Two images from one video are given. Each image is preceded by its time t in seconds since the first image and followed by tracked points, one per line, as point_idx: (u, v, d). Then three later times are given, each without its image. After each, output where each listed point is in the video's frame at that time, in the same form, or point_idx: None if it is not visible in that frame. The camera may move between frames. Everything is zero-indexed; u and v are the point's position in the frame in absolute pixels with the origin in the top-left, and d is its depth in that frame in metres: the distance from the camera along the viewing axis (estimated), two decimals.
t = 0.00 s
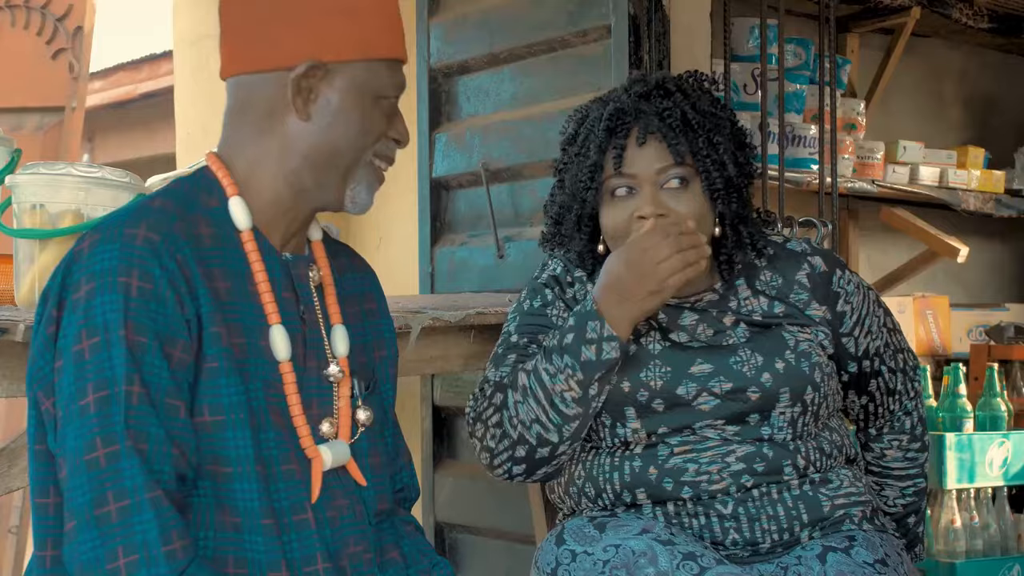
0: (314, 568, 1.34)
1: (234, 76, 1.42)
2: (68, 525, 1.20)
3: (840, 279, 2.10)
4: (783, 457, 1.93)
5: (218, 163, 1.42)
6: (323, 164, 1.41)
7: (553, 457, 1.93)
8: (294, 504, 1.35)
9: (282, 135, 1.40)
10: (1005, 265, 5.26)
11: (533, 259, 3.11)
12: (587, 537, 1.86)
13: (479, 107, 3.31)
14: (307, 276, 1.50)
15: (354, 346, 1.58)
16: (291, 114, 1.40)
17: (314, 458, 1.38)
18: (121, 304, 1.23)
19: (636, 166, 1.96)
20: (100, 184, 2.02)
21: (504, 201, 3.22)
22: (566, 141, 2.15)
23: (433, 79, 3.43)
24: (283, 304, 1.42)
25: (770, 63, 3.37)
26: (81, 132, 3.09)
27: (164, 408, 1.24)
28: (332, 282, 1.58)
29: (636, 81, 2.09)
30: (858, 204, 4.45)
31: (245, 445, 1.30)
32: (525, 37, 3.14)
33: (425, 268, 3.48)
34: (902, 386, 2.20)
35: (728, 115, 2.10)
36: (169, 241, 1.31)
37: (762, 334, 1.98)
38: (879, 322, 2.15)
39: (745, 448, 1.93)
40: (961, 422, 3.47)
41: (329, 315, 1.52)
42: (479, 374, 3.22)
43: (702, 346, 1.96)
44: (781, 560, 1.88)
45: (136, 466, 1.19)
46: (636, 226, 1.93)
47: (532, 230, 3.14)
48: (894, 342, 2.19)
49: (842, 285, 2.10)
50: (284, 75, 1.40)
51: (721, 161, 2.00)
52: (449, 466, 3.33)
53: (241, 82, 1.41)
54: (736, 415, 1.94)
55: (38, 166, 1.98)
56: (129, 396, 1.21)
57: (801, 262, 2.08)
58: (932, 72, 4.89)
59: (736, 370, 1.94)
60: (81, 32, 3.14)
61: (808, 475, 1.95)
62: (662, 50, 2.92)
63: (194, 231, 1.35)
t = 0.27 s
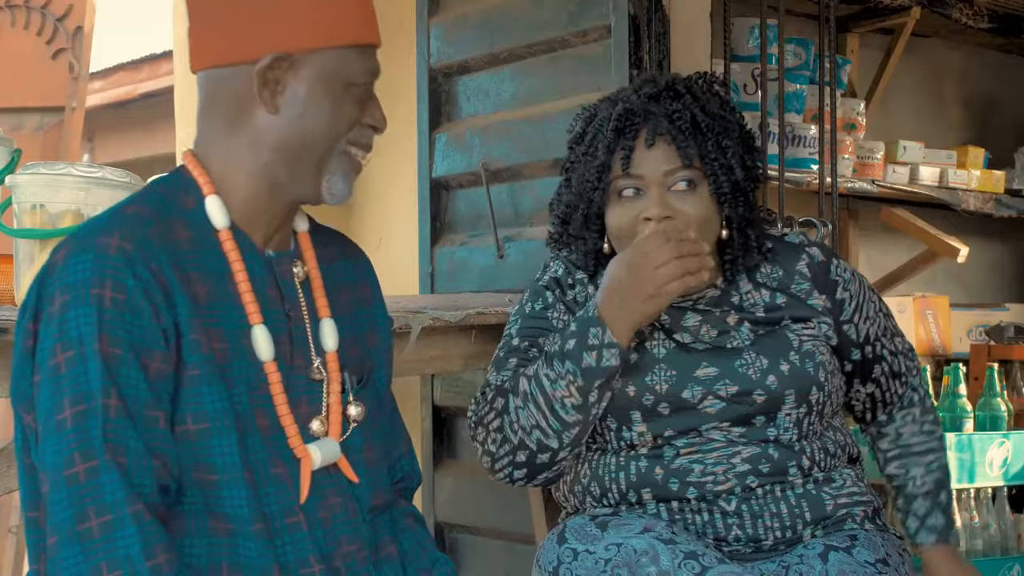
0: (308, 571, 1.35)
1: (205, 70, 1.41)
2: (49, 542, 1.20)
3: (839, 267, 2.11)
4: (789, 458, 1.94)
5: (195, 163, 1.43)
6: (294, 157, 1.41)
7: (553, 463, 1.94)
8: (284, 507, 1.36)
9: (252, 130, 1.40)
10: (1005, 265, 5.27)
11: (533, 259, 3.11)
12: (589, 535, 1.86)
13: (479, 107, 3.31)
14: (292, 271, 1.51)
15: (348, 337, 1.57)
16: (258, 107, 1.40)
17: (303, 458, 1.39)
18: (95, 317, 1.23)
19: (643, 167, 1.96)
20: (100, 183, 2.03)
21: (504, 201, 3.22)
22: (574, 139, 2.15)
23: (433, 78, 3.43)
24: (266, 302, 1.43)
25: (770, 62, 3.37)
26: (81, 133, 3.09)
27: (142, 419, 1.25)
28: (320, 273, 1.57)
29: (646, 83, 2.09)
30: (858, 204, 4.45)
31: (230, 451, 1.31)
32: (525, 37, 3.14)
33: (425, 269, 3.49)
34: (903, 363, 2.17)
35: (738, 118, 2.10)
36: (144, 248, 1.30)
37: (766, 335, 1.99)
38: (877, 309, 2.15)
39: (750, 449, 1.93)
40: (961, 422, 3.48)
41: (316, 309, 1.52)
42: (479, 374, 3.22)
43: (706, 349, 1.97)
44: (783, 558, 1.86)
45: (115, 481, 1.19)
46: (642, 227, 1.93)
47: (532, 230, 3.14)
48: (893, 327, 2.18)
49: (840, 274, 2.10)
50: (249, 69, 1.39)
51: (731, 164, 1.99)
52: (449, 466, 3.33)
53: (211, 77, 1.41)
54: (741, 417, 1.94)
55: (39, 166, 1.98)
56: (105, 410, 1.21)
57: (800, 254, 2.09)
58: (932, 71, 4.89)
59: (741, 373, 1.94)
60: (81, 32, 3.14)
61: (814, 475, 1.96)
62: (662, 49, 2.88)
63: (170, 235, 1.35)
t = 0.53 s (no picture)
0: (304, 570, 1.36)
1: (179, 67, 1.41)
2: (47, 550, 1.22)
3: (838, 266, 2.12)
4: (788, 457, 1.94)
5: (173, 163, 1.43)
6: (269, 155, 1.41)
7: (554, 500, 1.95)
8: (276, 507, 1.37)
9: (226, 129, 1.40)
10: (1005, 265, 5.27)
11: (533, 259, 3.10)
12: (588, 537, 1.86)
13: (479, 107, 3.31)
14: (277, 270, 1.49)
15: (340, 334, 1.57)
16: (231, 107, 1.40)
17: (292, 457, 1.39)
18: (77, 326, 1.24)
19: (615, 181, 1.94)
20: (100, 184, 2.02)
21: (504, 201, 3.22)
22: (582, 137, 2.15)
23: (433, 78, 3.43)
24: (249, 302, 1.42)
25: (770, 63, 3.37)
26: (81, 134, 3.05)
27: (132, 425, 1.26)
28: (307, 269, 1.56)
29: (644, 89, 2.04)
30: (858, 204, 4.45)
31: (219, 454, 1.32)
32: (525, 37, 3.14)
33: (424, 269, 3.48)
34: (909, 356, 2.17)
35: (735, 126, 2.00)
36: (122, 254, 1.30)
37: (764, 337, 1.99)
38: (881, 307, 2.15)
39: (750, 448, 1.93)
40: (961, 422, 3.48)
41: (303, 305, 1.50)
42: (479, 374, 3.23)
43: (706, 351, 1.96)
44: (782, 558, 1.87)
45: (109, 487, 1.21)
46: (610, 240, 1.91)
47: (532, 231, 3.14)
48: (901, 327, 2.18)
49: (839, 273, 2.12)
50: (217, 68, 1.39)
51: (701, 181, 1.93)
52: (449, 466, 3.33)
53: (185, 76, 1.41)
54: (740, 417, 1.94)
55: (39, 166, 1.98)
56: (94, 418, 1.22)
57: (797, 254, 2.11)
58: (932, 71, 4.89)
59: (740, 374, 1.94)
60: (81, 31, 3.17)
61: (813, 474, 1.96)
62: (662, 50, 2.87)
63: (152, 238, 1.35)
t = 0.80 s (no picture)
0: (301, 566, 1.36)
1: (169, 67, 1.42)
2: (40, 549, 1.21)
3: (826, 278, 2.05)
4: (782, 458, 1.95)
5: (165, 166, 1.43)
6: (258, 154, 1.41)
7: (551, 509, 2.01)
8: (271, 503, 1.37)
9: (215, 129, 1.40)
10: (1005, 265, 5.27)
11: (533, 259, 3.10)
12: (583, 539, 1.83)
13: (479, 107, 3.31)
14: (268, 268, 1.50)
15: (333, 333, 1.57)
16: (218, 107, 1.40)
17: (284, 454, 1.39)
18: (65, 325, 1.24)
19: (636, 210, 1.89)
20: (100, 184, 2.02)
21: (504, 201, 3.22)
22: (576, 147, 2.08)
23: (434, 78, 3.43)
24: (241, 301, 1.42)
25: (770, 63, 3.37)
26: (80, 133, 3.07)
27: (122, 423, 1.25)
28: (300, 268, 1.56)
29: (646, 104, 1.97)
30: (858, 204, 4.45)
31: (210, 452, 1.31)
32: (525, 37, 3.14)
33: (424, 269, 3.48)
34: (887, 388, 1.98)
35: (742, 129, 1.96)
36: (111, 253, 1.30)
37: (758, 338, 1.98)
38: (869, 326, 2.01)
39: (745, 449, 1.94)
40: (961, 422, 3.48)
41: (295, 304, 1.51)
42: (479, 374, 3.23)
43: (700, 352, 1.97)
44: (777, 558, 1.85)
45: (99, 484, 1.19)
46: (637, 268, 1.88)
47: (532, 230, 3.14)
48: (896, 356, 2.00)
49: (827, 284, 2.04)
50: (205, 68, 1.40)
51: (719, 203, 1.88)
52: (449, 466, 3.33)
53: (175, 76, 1.42)
54: (734, 418, 1.95)
55: (39, 166, 1.97)
56: (82, 416, 1.21)
57: (791, 258, 2.08)
58: (932, 71, 4.89)
59: (733, 375, 1.94)
60: (81, 33, 3.16)
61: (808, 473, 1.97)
62: (662, 49, 2.91)
63: (142, 237, 1.35)
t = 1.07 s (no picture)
0: (300, 560, 1.36)
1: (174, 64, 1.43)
2: (38, 540, 1.21)
3: (821, 273, 2.03)
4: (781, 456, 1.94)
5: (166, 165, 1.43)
6: (259, 151, 1.41)
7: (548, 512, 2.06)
8: (270, 497, 1.37)
9: (218, 126, 1.41)
10: (1005, 265, 5.27)
11: (533, 259, 3.11)
12: (583, 542, 1.80)
13: (479, 107, 3.31)
14: (268, 268, 1.50)
15: (330, 334, 1.58)
16: (222, 104, 1.41)
17: (283, 449, 1.39)
18: (66, 315, 1.24)
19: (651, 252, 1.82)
20: (100, 184, 2.02)
21: (504, 201, 3.22)
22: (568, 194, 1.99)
23: (433, 78, 3.43)
24: (240, 298, 1.43)
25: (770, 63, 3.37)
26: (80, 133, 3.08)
27: (120, 415, 1.25)
28: (298, 269, 1.57)
29: (639, 147, 1.90)
30: (858, 205, 4.45)
31: (208, 444, 1.31)
32: (525, 37, 3.14)
33: (424, 269, 3.48)
34: (876, 385, 1.98)
35: (731, 152, 1.93)
36: (111, 247, 1.31)
37: (751, 335, 1.97)
38: (861, 321, 1.99)
39: (742, 446, 1.94)
40: (961, 422, 3.47)
41: (294, 304, 1.51)
42: (479, 374, 3.24)
43: (695, 350, 1.97)
44: (778, 558, 1.86)
45: (95, 474, 1.19)
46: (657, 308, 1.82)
47: (532, 230, 3.14)
48: (890, 353, 1.98)
49: (821, 279, 2.03)
50: (211, 66, 1.40)
51: (731, 236, 1.85)
52: (449, 466, 3.33)
53: (180, 73, 1.43)
54: (732, 415, 1.95)
55: (39, 166, 1.98)
56: (79, 406, 1.21)
57: (785, 255, 2.07)
58: (932, 72, 4.89)
59: (729, 371, 1.94)
60: (80, 32, 3.16)
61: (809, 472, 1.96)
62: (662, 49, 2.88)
63: (142, 232, 1.36)
